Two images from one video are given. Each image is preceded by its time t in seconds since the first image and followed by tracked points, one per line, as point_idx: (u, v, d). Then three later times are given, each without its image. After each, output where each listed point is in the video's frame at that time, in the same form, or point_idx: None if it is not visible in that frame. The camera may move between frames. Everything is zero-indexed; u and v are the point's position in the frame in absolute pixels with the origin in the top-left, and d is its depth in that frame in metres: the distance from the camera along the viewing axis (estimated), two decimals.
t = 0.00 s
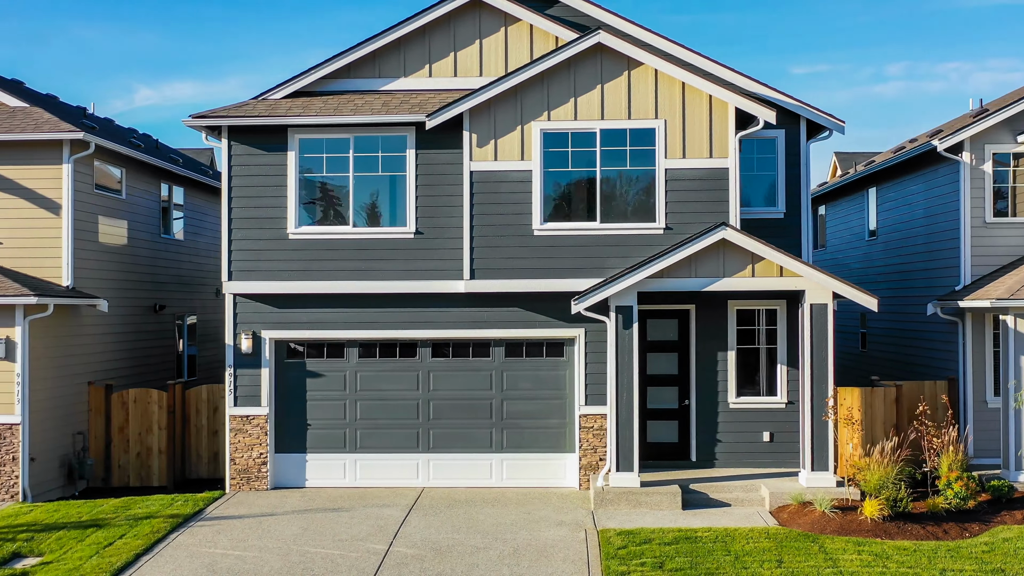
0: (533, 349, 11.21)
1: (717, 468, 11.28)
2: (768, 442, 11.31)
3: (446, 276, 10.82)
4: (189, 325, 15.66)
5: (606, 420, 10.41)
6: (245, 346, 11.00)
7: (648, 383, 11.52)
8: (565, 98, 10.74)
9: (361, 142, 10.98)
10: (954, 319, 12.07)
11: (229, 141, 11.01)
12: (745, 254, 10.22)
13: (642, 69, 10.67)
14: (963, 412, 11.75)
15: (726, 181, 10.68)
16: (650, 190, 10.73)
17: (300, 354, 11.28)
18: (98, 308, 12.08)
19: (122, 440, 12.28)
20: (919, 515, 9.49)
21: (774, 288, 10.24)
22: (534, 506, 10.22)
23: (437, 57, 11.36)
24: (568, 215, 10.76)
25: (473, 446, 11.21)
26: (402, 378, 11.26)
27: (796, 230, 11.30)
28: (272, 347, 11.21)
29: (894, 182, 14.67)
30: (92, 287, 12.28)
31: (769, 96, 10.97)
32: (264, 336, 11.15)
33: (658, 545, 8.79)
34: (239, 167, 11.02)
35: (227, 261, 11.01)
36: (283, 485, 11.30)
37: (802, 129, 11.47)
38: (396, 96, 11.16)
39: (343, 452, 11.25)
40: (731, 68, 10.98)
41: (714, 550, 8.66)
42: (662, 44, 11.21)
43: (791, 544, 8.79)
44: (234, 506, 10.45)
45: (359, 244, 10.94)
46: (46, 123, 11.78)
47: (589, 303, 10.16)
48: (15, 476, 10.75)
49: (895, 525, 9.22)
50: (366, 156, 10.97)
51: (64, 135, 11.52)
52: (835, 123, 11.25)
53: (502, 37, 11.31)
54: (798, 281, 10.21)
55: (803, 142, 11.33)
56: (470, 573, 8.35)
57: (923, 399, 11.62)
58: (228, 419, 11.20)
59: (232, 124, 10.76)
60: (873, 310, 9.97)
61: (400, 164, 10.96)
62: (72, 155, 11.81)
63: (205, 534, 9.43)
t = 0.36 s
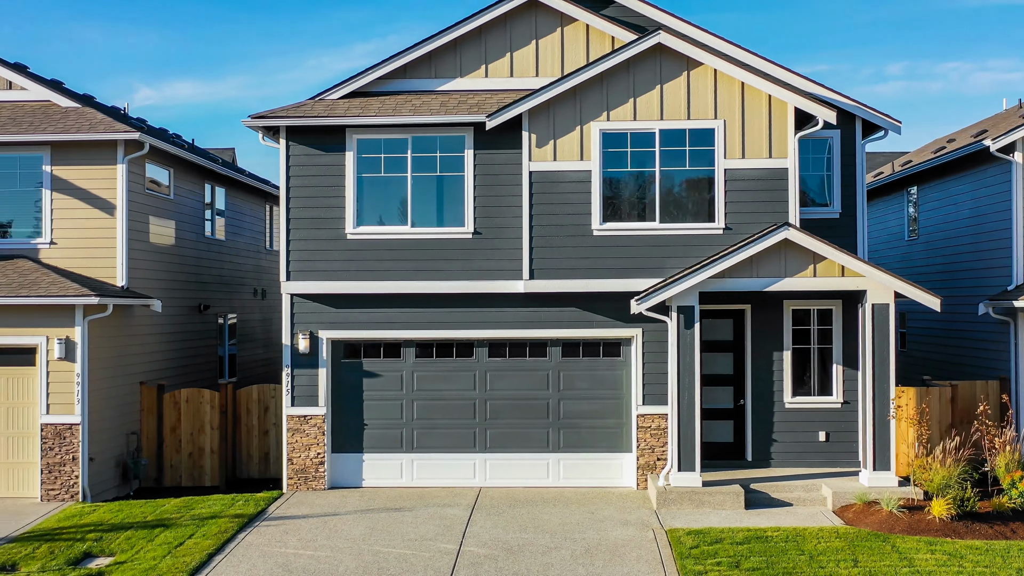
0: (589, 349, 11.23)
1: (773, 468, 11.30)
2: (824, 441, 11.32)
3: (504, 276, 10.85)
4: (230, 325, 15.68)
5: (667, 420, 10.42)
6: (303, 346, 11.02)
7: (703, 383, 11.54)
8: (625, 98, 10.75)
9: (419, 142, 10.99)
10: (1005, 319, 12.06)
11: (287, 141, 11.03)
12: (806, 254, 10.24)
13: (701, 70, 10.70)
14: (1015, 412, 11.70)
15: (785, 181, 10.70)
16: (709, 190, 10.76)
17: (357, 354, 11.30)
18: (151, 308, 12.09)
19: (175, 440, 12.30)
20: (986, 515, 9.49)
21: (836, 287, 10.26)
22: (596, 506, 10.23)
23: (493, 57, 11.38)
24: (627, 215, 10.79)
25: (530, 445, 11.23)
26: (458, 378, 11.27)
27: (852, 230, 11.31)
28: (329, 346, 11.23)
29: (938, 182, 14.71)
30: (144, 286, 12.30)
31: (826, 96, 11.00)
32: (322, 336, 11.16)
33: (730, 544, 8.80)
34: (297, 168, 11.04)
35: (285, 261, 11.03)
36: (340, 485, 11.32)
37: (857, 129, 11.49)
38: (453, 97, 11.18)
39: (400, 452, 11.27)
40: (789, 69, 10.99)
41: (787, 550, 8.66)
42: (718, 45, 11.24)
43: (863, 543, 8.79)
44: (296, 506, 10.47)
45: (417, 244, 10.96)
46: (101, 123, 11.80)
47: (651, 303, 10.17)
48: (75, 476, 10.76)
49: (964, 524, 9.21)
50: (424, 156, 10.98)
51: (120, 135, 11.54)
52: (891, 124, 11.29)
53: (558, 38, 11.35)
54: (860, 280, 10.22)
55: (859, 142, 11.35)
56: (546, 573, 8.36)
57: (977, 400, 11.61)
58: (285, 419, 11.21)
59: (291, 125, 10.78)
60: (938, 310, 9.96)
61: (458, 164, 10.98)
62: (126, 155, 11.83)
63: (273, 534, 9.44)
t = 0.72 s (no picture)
0: (643, 349, 11.25)
1: (826, 467, 11.32)
2: (877, 441, 11.34)
3: (560, 276, 10.87)
4: (269, 325, 15.69)
5: (725, 419, 10.43)
6: (358, 345, 11.03)
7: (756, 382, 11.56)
8: (681, 97, 10.76)
9: (474, 142, 11.01)
10: None
11: (342, 141, 11.07)
12: (865, 254, 10.25)
13: (757, 69, 10.70)
14: None
15: (841, 181, 10.72)
16: (765, 189, 10.78)
17: (411, 353, 11.31)
18: (201, 307, 12.10)
19: (224, 439, 12.31)
20: None
21: (894, 287, 10.27)
22: (655, 505, 10.25)
23: (546, 57, 11.40)
24: (683, 215, 10.82)
25: (583, 445, 11.24)
26: (512, 378, 11.29)
27: (905, 229, 11.33)
28: (383, 346, 11.24)
29: (978, 182, 14.76)
30: (194, 286, 12.32)
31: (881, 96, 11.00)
32: (376, 335, 11.17)
33: (798, 544, 8.80)
34: (352, 168, 11.07)
35: (340, 261, 11.05)
36: (393, 485, 11.33)
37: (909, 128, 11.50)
38: (507, 96, 11.20)
39: (454, 451, 11.28)
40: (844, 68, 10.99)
41: (856, 549, 8.66)
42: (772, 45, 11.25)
43: (931, 543, 8.78)
44: (354, 505, 10.48)
45: (472, 244, 10.97)
46: (153, 123, 11.83)
47: (710, 303, 10.18)
48: (131, 475, 10.76)
49: None
50: (479, 156, 11.00)
51: (173, 135, 11.56)
52: (946, 123, 11.26)
53: (612, 38, 11.35)
54: (919, 280, 10.23)
55: (912, 141, 11.36)
56: (618, 572, 8.37)
57: None
58: (339, 418, 11.23)
59: (348, 125, 10.80)
60: (998, 309, 9.95)
61: (513, 164, 11.00)
62: (178, 155, 11.84)
63: (338, 533, 9.46)
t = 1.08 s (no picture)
0: (699, 349, 11.26)
1: (882, 466, 11.33)
2: (932, 440, 11.35)
3: (617, 276, 10.90)
4: (309, 325, 15.69)
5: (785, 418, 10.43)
6: (415, 345, 11.03)
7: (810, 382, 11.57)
8: (739, 97, 10.77)
9: (531, 142, 11.02)
10: None
11: (399, 141, 11.09)
12: (926, 254, 10.26)
13: (815, 70, 10.71)
14: None
15: (899, 180, 10.73)
16: (823, 189, 10.79)
17: (466, 353, 11.33)
18: (254, 307, 12.11)
19: (275, 439, 12.33)
20: None
21: (955, 287, 10.28)
22: (716, 505, 10.26)
23: (601, 57, 11.42)
24: (741, 214, 10.84)
25: (639, 444, 11.25)
26: (568, 377, 11.29)
27: (961, 228, 11.33)
28: (439, 346, 11.24)
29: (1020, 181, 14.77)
30: (245, 286, 12.33)
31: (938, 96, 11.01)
32: (432, 335, 11.18)
33: (869, 543, 8.80)
34: (409, 168, 11.09)
35: (397, 261, 11.06)
36: (449, 484, 11.33)
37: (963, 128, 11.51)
38: (563, 97, 11.23)
39: (510, 451, 11.29)
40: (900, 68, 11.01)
41: (928, 548, 8.65)
42: (828, 45, 11.27)
43: (1003, 542, 8.77)
44: (414, 505, 10.49)
45: (529, 243, 10.98)
46: (206, 123, 11.85)
47: (772, 302, 10.19)
48: (190, 475, 10.77)
49: None
50: (536, 156, 11.02)
51: (227, 135, 11.58)
52: (1003, 122, 11.24)
53: (667, 37, 11.36)
54: (980, 279, 10.23)
55: (967, 141, 11.36)
56: (692, 571, 8.39)
57: None
58: (395, 418, 11.23)
59: (406, 125, 10.83)
60: None
61: (570, 163, 11.01)
62: (231, 155, 11.85)
63: (404, 532, 9.49)
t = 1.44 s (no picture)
0: (758, 348, 11.27)
1: (940, 465, 11.35)
2: (990, 439, 11.36)
3: (678, 275, 10.91)
4: (351, 325, 15.69)
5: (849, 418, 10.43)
6: (475, 344, 11.03)
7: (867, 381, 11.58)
8: (800, 96, 10.77)
9: (591, 142, 11.03)
10: None
11: (459, 141, 11.10)
12: (990, 253, 10.27)
13: (877, 69, 10.72)
14: None
15: (960, 180, 10.74)
16: (885, 188, 10.80)
17: (525, 352, 11.33)
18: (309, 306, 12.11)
19: (329, 438, 12.33)
20: None
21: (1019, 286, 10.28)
22: (781, 505, 10.28)
23: (659, 57, 11.43)
24: (802, 213, 10.85)
25: (699, 443, 11.26)
26: (627, 376, 11.30)
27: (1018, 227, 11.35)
28: (498, 345, 11.25)
29: None
30: (299, 285, 12.33)
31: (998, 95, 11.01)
32: (492, 334, 11.18)
33: (945, 542, 8.80)
34: (469, 167, 11.10)
35: (458, 260, 11.07)
36: (508, 483, 11.35)
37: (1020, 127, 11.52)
38: (622, 96, 11.24)
39: (569, 450, 11.30)
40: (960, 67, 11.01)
41: (1005, 547, 8.64)
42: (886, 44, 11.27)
43: None
44: (478, 504, 10.51)
45: (590, 243, 10.99)
46: (263, 123, 11.85)
47: (837, 302, 10.20)
48: (251, 475, 10.77)
49: None
50: (596, 155, 11.02)
51: (285, 135, 11.59)
52: None
53: (725, 37, 11.37)
54: None
55: None
56: (771, 569, 8.40)
57: None
58: (454, 417, 11.24)
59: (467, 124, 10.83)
60: None
61: (631, 163, 11.02)
62: (287, 154, 11.86)
63: (474, 532, 9.50)
